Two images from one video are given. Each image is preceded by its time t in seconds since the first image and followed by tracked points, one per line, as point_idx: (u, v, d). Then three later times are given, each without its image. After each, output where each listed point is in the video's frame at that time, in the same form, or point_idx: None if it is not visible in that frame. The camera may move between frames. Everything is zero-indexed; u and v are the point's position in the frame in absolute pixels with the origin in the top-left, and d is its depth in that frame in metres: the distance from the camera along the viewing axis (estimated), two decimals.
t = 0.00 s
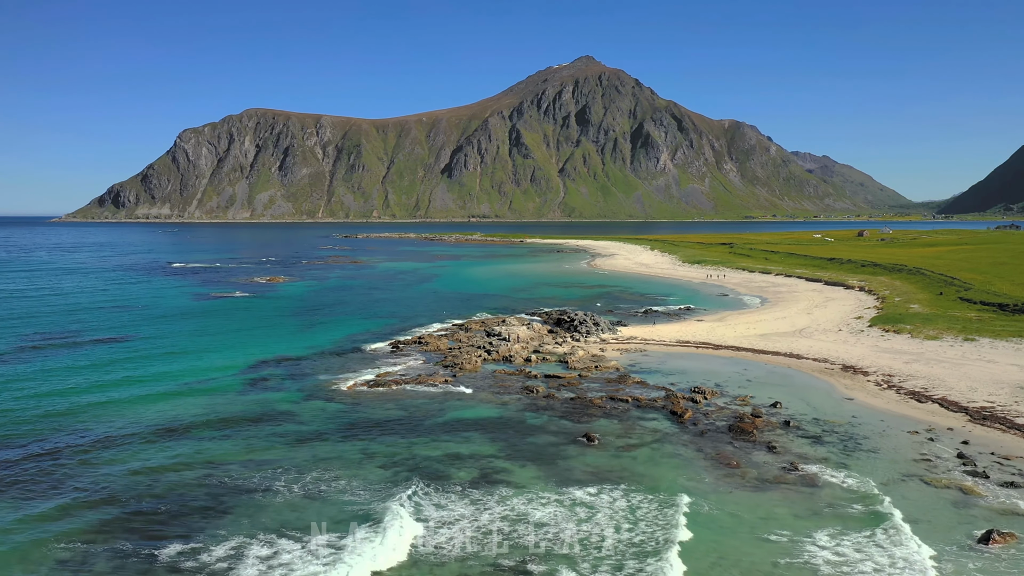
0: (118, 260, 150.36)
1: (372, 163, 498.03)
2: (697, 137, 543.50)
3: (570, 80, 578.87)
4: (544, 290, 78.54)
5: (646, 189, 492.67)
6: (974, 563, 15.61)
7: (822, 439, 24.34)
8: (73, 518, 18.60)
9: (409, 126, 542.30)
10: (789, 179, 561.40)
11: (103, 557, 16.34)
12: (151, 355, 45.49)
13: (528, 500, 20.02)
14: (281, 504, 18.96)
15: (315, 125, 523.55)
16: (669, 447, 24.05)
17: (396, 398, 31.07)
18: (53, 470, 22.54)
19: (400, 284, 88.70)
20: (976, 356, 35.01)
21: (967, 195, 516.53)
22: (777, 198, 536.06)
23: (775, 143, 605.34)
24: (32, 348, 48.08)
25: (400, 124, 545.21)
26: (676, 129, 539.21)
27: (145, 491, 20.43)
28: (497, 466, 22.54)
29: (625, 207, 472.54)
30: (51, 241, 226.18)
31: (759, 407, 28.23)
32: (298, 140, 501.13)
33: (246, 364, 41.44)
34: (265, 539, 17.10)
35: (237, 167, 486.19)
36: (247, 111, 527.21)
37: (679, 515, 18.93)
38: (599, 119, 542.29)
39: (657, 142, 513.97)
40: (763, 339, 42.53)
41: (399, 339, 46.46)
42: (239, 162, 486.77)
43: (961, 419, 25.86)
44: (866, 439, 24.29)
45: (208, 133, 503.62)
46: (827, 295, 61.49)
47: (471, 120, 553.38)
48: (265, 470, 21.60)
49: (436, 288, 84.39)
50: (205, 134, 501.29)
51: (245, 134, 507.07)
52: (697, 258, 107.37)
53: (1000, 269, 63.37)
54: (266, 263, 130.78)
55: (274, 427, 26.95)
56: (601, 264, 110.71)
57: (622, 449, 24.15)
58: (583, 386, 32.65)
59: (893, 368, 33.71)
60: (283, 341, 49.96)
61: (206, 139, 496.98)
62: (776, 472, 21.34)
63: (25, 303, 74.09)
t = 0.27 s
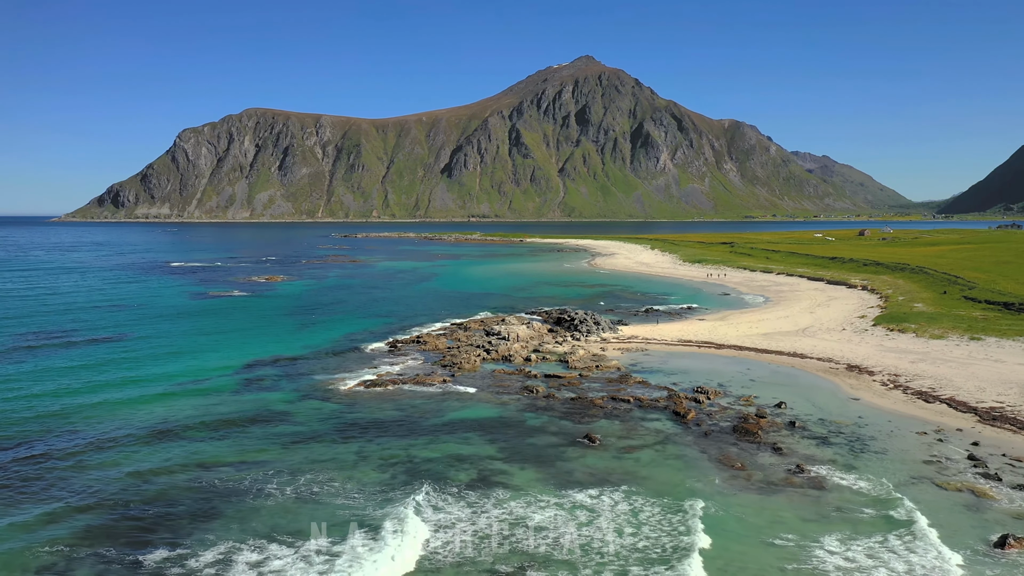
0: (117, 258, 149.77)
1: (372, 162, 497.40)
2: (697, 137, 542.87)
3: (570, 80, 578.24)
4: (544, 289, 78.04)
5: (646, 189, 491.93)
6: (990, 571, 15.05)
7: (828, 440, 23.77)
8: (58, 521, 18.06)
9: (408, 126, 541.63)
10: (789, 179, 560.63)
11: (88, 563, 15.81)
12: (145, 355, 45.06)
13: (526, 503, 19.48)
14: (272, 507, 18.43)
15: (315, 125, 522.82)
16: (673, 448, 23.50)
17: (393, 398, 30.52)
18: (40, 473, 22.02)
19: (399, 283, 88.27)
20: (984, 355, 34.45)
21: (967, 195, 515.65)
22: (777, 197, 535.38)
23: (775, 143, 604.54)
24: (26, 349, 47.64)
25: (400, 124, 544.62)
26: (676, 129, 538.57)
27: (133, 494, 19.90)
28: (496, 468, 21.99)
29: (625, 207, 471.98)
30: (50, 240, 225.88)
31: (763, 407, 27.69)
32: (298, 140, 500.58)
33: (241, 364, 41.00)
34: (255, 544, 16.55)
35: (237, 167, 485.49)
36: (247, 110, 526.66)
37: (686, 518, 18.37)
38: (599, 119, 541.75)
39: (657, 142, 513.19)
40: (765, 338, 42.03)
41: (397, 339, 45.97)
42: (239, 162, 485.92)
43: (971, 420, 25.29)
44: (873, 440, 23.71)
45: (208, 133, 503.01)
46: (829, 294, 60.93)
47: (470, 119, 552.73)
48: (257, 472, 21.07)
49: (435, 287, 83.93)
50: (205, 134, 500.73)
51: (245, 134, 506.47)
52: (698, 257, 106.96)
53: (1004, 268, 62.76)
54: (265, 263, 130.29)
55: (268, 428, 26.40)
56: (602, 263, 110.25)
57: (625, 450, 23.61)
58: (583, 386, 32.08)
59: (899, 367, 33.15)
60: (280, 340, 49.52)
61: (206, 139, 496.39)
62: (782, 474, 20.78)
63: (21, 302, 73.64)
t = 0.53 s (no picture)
0: (115, 257, 149.01)
1: (371, 162, 496.46)
2: (697, 136, 542.07)
3: (569, 79, 577.58)
4: (544, 288, 77.36)
5: (646, 189, 491.08)
6: None
7: (836, 442, 23.07)
8: (37, 527, 17.39)
9: (408, 125, 540.80)
10: (789, 179, 559.67)
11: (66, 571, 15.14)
12: (138, 355, 44.40)
13: (523, 507, 18.78)
14: (259, 512, 17.73)
15: (314, 124, 521.98)
16: (677, 449, 22.80)
17: (389, 398, 29.82)
18: (23, 476, 21.34)
19: (398, 282, 87.57)
20: (992, 354, 33.74)
21: (967, 195, 514.98)
22: (777, 197, 534.62)
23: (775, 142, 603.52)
24: (18, 348, 47.00)
25: (400, 123, 543.78)
26: (675, 128, 537.84)
27: (117, 498, 19.22)
28: (493, 470, 21.30)
29: (625, 206, 471.23)
30: (49, 239, 225.23)
31: (769, 408, 26.97)
32: (297, 139, 499.70)
33: (235, 364, 40.36)
34: (239, 551, 15.85)
35: (236, 166, 484.57)
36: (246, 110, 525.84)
37: (691, 525, 17.72)
38: (599, 118, 540.97)
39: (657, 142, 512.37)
40: (769, 336, 41.35)
41: (395, 338, 45.30)
42: (238, 162, 484.99)
43: (983, 421, 24.55)
44: (883, 442, 23.00)
45: (207, 132, 502.14)
46: (832, 292, 60.20)
47: (470, 119, 551.92)
48: (245, 475, 20.37)
49: (434, 285, 83.23)
50: (204, 133, 499.83)
51: (244, 133, 505.61)
52: (698, 256, 106.26)
53: (1009, 267, 62.02)
54: (264, 261, 129.58)
55: (259, 429, 25.69)
56: (602, 262, 109.54)
57: (627, 451, 22.91)
58: (584, 385, 31.37)
59: (907, 367, 32.41)
60: (276, 339, 48.85)
61: (206, 138, 495.53)
62: (790, 477, 20.07)
63: (16, 301, 72.99)
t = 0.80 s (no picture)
0: (112, 256, 148.26)
1: (371, 161, 495.65)
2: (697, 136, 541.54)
3: (569, 79, 577.06)
4: (543, 287, 76.73)
5: (646, 189, 490.36)
6: None
7: (846, 443, 22.40)
8: (17, 531, 16.74)
9: (407, 125, 540.12)
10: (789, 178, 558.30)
11: None
12: (132, 353, 43.75)
13: (521, 511, 18.12)
14: (247, 515, 17.16)
15: (314, 124, 521.42)
16: (681, 451, 22.14)
17: (386, 398, 29.15)
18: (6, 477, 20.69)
19: (396, 281, 86.95)
20: (1001, 354, 33.08)
21: (967, 195, 514.52)
22: (777, 197, 533.94)
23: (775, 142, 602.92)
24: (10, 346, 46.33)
25: (399, 123, 543.13)
26: (675, 128, 537.32)
27: (102, 502, 18.58)
28: (492, 473, 20.64)
29: (625, 206, 470.56)
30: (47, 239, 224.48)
31: (775, 408, 26.32)
32: (297, 139, 498.99)
33: (229, 362, 39.72)
34: (225, 559, 15.20)
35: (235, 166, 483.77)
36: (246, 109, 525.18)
37: (695, 530, 17.10)
38: (599, 118, 540.47)
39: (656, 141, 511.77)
40: (772, 335, 40.70)
41: (392, 337, 44.64)
42: (238, 161, 484.23)
43: (995, 422, 23.88)
44: (893, 444, 22.35)
45: (207, 132, 501.35)
46: (835, 291, 59.59)
47: (470, 118, 551.26)
48: (235, 478, 19.71)
49: (433, 284, 82.61)
50: (203, 133, 499.03)
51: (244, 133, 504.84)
52: (699, 255, 105.62)
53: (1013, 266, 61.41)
54: (262, 260, 128.89)
55: (251, 430, 25.02)
56: (602, 261, 108.91)
57: (631, 453, 22.26)
58: (585, 385, 30.70)
59: (914, 366, 31.74)
60: (272, 338, 48.19)
61: (205, 138, 494.76)
62: (799, 480, 19.40)
63: (11, 300, 72.34)
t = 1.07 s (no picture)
0: (110, 256, 147.74)
1: (370, 161, 494.84)
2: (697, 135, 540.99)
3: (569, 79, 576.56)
4: (543, 286, 76.19)
5: (646, 189, 489.67)
6: None
7: (853, 445, 21.84)
8: None
9: (407, 124, 539.49)
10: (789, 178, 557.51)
11: None
12: (125, 352, 43.21)
13: (519, 514, 17.55)
14: (237, 520, 16.59)
15: (313, 124, 520.63)
16: (684, 453, 21.58)
17: (382, 398, 28.58)
18: None
19: (395, 280, 86.35)
20: (1010, 353, 32.51)
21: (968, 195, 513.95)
22: (777, 197, 533.39)
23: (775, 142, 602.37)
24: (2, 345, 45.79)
25: (399, 123, 542.46)
26: (675, 128, 536.83)
27: (89, 505, 18.02)
28: (490, 475, 20.08)
29: (624, 206, 469.91)
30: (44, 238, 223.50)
31: (780, 408, 25.75)
32: (297, 139, 498.30)
33: (224, 361, 39.17)
34: (212, 565, 14.66)
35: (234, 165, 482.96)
36: (245, 109, 524.42)
37: (699, 535, 16.55)
38: (599, 118, 540.07)
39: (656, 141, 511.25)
40: (775, 334, 40.15)
41: (390, 336, 44.10)
42: (237, 161, 483.52)
43: (1006, 423, 23.32)
44: (902, 445, 21.79)
45: (206, 131, 500.45)
46: (837, 290, 59.02)
47: (469, 118, 550.67)
48: (225, 480, 19.16)
49: (432, 284, 82.01)
50: (203, 132, 498.14)
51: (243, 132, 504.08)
52: (699, 255, 105.06)
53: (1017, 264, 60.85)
54: (261, 259, 128.47)
55: (244, 431, 24.45)
56: (602, 260, 108.37)
57: (633, 455, 21.69)
58: (586, 385, 30.13)
59: (921, 366, 31.17)
60: (268, 337, 47.66)
61: (204, 137, 493.94)
62: (806, 483, 18.84)
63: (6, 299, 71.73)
